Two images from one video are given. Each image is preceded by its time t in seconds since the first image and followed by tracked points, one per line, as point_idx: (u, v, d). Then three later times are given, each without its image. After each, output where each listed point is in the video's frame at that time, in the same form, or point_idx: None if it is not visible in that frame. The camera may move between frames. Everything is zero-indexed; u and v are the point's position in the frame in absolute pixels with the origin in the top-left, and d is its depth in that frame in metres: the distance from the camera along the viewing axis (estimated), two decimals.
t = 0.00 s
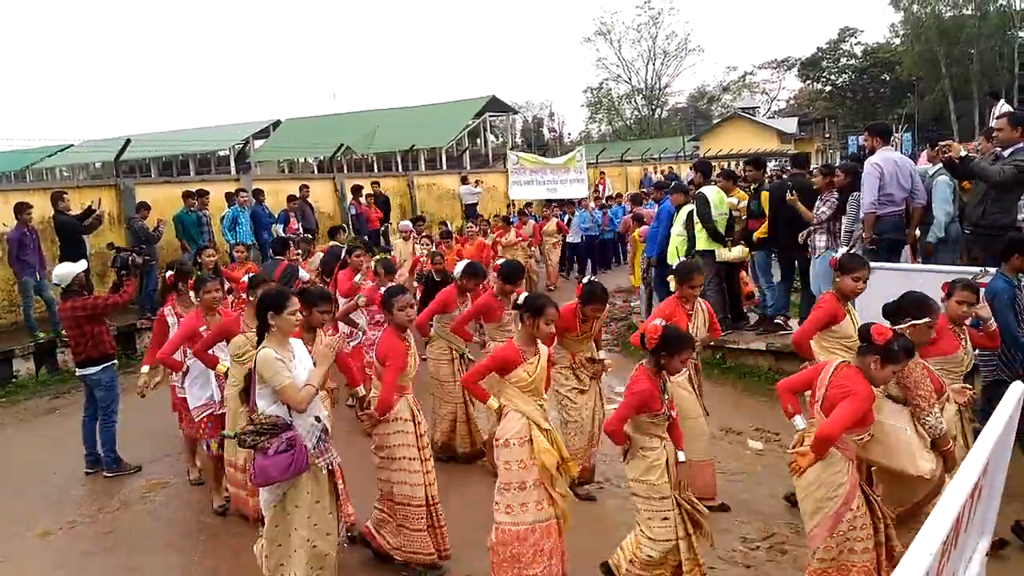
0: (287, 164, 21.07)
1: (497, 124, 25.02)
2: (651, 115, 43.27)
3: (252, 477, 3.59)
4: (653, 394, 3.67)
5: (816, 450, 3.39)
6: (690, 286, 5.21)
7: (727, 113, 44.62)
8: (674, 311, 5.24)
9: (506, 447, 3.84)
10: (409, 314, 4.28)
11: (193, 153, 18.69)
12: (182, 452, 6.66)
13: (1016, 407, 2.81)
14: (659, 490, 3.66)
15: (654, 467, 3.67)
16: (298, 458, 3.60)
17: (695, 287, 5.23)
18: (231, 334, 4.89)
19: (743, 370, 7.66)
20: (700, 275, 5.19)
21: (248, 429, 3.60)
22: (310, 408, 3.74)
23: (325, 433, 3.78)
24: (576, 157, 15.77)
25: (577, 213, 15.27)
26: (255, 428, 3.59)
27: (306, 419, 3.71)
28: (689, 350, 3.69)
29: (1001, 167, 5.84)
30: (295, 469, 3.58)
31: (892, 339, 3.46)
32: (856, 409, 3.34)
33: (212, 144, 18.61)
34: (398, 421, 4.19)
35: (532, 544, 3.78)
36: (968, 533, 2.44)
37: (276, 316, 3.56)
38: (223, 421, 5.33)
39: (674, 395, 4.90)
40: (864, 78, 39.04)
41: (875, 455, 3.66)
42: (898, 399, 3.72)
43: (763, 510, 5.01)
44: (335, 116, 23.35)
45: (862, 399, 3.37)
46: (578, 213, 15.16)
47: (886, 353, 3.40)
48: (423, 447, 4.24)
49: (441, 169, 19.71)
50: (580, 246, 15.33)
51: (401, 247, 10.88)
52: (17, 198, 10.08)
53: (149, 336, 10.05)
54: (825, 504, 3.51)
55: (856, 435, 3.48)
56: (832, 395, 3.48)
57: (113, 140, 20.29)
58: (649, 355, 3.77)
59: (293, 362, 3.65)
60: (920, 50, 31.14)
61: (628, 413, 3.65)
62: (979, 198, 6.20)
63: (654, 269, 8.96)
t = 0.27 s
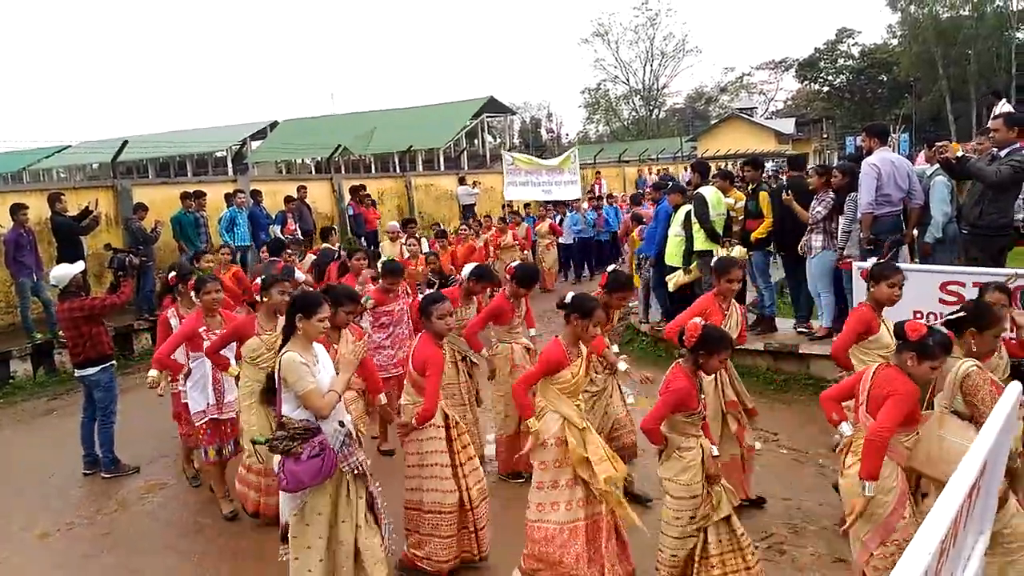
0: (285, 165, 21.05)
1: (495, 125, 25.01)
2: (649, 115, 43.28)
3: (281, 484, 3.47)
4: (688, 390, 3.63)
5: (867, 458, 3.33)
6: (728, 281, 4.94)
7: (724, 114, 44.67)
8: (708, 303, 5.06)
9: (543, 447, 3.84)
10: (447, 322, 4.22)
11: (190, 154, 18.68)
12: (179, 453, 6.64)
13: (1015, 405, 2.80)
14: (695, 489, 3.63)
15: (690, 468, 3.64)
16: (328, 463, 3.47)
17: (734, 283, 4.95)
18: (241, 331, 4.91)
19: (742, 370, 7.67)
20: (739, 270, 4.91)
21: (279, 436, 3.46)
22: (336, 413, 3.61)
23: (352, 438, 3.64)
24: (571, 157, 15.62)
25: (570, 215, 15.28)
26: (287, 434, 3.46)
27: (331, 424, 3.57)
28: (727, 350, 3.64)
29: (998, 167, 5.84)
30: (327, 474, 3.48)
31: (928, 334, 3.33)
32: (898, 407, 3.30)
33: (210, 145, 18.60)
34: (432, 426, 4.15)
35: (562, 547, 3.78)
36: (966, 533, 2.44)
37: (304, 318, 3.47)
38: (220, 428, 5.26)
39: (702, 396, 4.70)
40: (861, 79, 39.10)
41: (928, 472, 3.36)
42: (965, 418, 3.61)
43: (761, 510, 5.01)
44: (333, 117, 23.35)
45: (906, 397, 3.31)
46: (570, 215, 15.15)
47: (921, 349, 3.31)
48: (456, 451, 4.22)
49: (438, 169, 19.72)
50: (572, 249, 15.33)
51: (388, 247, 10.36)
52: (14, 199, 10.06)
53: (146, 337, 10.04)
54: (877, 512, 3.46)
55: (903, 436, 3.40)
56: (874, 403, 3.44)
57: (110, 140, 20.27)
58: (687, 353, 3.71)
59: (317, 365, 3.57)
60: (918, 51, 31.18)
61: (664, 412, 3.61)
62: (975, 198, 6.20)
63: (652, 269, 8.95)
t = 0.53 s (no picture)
0: (288, 165, 21.07)
1: (498, 125, 25.00)
2: (652, 115, 43.24)
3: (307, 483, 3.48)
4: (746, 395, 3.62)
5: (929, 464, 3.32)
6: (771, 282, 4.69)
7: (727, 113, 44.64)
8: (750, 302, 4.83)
9: (594, 443, 3.83)
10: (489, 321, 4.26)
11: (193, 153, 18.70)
12: (183, 452, 6.66)
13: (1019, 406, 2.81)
14: (751, 496, 3.61)
15: (747, 476, 3.62)
16: (352, 468, 3.42)
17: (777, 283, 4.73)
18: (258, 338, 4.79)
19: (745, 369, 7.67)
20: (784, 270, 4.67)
21: (302, 434, 3.51)
22: (375, 418, 3.58)
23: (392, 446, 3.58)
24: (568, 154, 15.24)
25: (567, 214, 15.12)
26: (308, 434, 3.48)
27: (369, 429, 3.54)
28: (776, 352, 3.62)
29: (1001, 167, 5.83)
30: (346, 480, 3.41)
31: (970, 335, 3.38)
32: (944, 412, 3.28)
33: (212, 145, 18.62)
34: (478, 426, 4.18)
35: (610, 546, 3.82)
36: (970, 533, 2.44)
37: (347, 320, 3.47)
38: (229, 436, 5.14)
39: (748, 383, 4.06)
40: (864, 78, 39.06)
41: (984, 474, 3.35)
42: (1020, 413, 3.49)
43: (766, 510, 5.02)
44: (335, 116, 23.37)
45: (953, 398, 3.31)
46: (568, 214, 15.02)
47: (964, 350, 3.34)
48: (503, 452, 4.20)
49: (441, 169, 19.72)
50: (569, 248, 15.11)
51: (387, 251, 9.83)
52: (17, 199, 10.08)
53: (150, 337, 10.06)
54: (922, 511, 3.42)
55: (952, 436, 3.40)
56: (918, 406, 3.42)
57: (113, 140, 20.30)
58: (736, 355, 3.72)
59: (358, 368, 3.56)
60: (920, 51, 31.14)
61: (729, 420, 3.58)
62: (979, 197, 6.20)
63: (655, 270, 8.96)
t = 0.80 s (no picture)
0: (288, 167, 21.08)
1: (499, 127, 25.00)
2: (652, 116, 43.23)
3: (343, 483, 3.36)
4: (781, 393, 3.62)
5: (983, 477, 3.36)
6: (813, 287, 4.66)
7: (728, 115, 44.66)
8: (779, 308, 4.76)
9: (627, 445, 3.81)
10: (523, 318, 4.19)
11: (194, 155, 18.71)
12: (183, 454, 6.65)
13: (1021, 405, 2.80)
14: (792, 493, 3.61)
15: (787, 474, 3.62)
16: (389, 465, 3.32)
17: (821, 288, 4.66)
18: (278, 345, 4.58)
19: (745, 371, 7.68)
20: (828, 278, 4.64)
21: (337, 432, 3.38)
22: (407, 415, 3.49)
23: (423, 443, 3.50)
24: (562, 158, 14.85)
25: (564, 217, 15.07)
26: (345, 431, 3.36)
27: (402, 426, 3.46)
28: (819, 352, 3.63)
29: (1002, 168, 5.82)
30: (384, 479, 3.30)
31: None
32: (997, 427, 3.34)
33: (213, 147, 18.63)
34: (508, 426, 4.12)
35: (656, 544, 3.76)
36: (970, 534, 2.44)
37: (384, 314, 3.42)
38: (244, 437, 5.08)
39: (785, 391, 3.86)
40: (865, 79, 39.07)
41: None
42: None
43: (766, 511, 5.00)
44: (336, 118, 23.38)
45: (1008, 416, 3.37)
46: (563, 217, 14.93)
47: None
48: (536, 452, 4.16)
49: (441, 171, 19.72)
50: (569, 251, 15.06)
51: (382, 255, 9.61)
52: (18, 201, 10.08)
53: (150, 339, 10.05)
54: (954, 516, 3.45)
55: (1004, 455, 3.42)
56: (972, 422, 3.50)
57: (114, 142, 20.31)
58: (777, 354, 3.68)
59: (393, 364, 3.50)
60: (921, 52, 31.14)
61: (760, 415, 3.59)
62: (979, 198, 6.20)
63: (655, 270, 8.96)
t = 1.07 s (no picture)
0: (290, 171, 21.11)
1: (500, 130, 25.04)
2: (653, 119, 43.26)
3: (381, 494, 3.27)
4: (819, 405, 3.51)
5: None
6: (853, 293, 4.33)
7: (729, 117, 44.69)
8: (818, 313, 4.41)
9: (666, 453, 3.74)
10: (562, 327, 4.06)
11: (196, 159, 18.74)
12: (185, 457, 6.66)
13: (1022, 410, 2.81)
14: (831, 512, 3.50)
15: (827, 492, 3.51)
16: (431, 475, 3.24)
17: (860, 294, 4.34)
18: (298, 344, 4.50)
19: (745, 373, 7.68)
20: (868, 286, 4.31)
21: (377, 443, 3.31)
22: (445, 422, 3.43)
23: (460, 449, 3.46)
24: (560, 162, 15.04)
25: (560, 222, 14.94)
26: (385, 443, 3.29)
27: (441, 434, 3.40)
28: (862, 363, 3.48)
29: (1003, 170, 5.82)
30: (426, 489, 3.22)
31: None
32: None
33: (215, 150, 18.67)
34: (546, 432, 3.96)
35: (689, 551, 3.75)
36: (971, 537, 2.44)
37: (419, 323, 3.34)
38: (263, 442, 4.99)
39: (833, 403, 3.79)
40: (867, 82, 39.08)
41: None
42: None
43: (768, 514, 5.00)
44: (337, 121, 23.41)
45: None
46: (561, 221, 14.88)
47: None
48: (571, 459, 3.95)
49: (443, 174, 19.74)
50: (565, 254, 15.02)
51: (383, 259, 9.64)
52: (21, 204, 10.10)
53: (152, 342, 10.05)
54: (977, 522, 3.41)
55: None
56: None
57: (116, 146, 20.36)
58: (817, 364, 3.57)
59: (428, 371, 3.42)
60: (922, 54, 31.13)
61: (795, 426, 3.49)
62: (981, 201, 6.20)
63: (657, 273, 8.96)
